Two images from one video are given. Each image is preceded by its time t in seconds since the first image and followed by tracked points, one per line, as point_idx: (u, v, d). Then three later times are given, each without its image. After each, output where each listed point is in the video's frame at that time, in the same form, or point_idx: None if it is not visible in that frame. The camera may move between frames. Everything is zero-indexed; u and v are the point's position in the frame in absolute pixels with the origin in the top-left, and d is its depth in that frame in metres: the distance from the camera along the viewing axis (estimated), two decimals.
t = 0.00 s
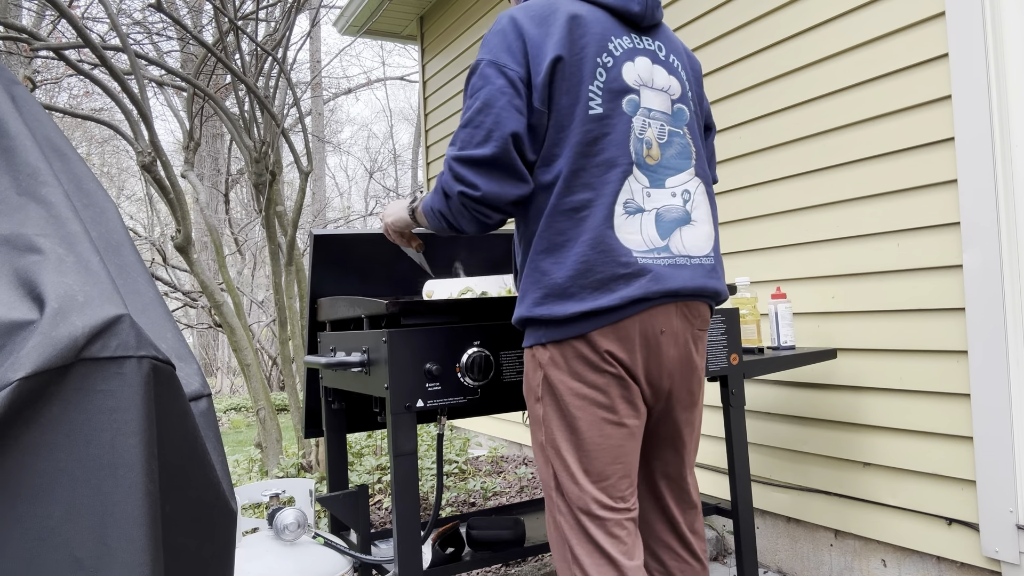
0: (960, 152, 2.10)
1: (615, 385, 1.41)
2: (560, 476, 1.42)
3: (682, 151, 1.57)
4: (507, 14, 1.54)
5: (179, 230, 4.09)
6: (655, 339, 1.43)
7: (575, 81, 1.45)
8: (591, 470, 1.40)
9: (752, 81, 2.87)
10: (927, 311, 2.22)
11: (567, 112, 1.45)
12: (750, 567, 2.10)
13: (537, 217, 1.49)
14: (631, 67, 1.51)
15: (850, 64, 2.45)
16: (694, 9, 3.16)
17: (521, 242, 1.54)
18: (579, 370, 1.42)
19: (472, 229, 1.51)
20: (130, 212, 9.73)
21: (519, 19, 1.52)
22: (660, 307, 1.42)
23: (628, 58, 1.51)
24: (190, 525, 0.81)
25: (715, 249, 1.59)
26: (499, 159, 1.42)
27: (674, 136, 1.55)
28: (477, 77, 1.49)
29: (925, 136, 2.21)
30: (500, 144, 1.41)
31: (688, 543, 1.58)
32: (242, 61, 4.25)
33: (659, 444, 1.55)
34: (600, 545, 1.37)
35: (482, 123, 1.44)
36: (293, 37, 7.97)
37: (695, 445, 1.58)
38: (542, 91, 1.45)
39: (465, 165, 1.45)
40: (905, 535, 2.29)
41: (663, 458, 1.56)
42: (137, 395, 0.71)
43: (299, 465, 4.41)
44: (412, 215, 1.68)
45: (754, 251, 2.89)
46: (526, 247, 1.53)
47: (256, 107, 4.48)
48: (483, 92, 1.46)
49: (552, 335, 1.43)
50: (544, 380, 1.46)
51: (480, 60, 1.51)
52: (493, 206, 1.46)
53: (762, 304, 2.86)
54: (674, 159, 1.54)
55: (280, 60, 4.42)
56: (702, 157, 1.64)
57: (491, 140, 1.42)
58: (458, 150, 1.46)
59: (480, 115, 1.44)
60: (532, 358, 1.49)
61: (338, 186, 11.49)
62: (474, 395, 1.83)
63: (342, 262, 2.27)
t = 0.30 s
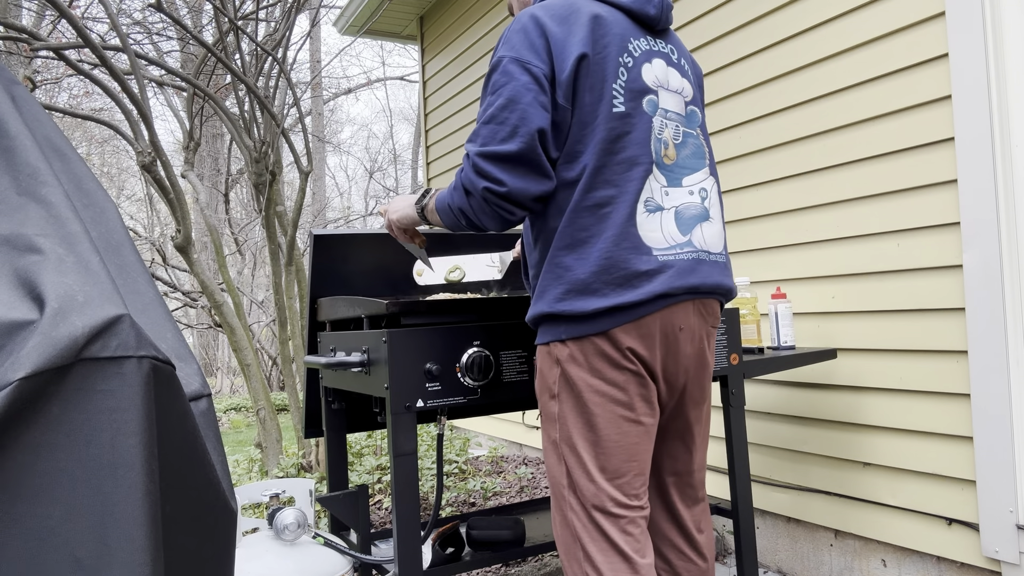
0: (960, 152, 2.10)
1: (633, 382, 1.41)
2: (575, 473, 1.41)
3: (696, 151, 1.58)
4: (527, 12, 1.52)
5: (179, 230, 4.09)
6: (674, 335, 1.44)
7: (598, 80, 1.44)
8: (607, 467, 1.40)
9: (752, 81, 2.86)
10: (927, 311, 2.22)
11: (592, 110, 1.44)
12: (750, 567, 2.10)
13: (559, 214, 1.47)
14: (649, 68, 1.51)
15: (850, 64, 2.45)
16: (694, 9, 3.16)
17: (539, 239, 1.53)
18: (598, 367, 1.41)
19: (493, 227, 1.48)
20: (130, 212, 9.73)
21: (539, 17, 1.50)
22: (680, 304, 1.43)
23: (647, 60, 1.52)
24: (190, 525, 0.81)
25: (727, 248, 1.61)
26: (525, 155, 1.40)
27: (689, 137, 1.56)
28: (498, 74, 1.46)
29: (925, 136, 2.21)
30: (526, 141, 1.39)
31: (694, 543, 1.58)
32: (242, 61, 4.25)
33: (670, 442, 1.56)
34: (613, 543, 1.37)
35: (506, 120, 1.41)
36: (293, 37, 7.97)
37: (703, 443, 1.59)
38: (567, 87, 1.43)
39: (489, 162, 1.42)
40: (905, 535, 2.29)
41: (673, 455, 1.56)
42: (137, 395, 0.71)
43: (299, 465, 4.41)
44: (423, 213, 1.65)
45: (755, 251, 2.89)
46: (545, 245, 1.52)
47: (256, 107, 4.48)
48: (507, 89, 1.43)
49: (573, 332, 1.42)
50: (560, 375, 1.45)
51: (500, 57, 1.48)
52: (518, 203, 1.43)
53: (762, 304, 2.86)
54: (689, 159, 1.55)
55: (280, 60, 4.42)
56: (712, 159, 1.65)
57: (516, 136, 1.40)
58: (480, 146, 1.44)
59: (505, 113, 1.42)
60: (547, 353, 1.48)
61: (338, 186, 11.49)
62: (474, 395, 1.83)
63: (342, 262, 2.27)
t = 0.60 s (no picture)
0: (960, 152, 2.10)
1: (636, 383, 1.41)
2: (574, 474, 1.41)
3: (700, 146, 1.58)
4: (530, 13, 1.52)
5: (179, 230, 4.09)
6: (679, 336, 1.44)
7: (602, 79, 1.44)
8: (606, 468, 1.40)
9: (752, 81, 2.86)
10: (928, 311, 2.22)
11: (598, 109, 1.44)
12: (750, 567, 2.10)
13: (565, 214, 1.47)
14: (652, 65, 1.51)
15: (850, 64, 2.45)
16: (693, 9, 3.16)
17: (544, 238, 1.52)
18: (601, 368, 1.41)
19: (505, 227, 1.45)
20: (130, 212, 9.73)
21: (541, 19, 1.50)
22: (687, 303, 1.43)
23: (649, 58, 1.52)
24: (190, 525, 0.81)
25: (732, 243, 1.61)
26: (542, 154, 1.39)
27: (693, 133, 1.56)
28: (505, 74, 1.45)
29: (925, 136, 2.21)
30: (542, 140, 1.38)
31: (698, 543, 1.57)
32: (242, 61, 4.25)
33: (675, 441, 1.56)
34: (610, 544, 1.37)
35: (519, 119, 1.40)
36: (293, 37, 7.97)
37: (710, 444, 1.59)
38: (572, 87, 1.43)
39: (506, 160, 1.40)
40: (905, 535, 2.29)
41: (678, 455, 1.56)
42: (137, 395, 0.71)
43: (299, 465, 4.41)
44: (425, 208, 1.64)
45: (755, 251, 2.89)
46: (551, 244, 1.51)
47: (256, 107, 4.47)
48: (516, 87, 1.42)
49: (579, 331, 1.41)
50: (563, 375, 1.45)
51: (505, 57, 1.47)
52: (534, 202, 1.42)
53: (762, 304, 2.86)
54: (694, 154, 1.55)
55: (280, 60, 4.42)
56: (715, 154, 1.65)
57: (532, 135, 1.39)
58: (494, 145, 1.42)
59: (518, 111, 1.41)
60: (551, 353, 1.48)
61: (338, 185, 11.48)
62: (474, 395, 1.83)
63: (342, 262, 2.26)
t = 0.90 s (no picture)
0: (960, 152, 2.10)
1: (631, 384, 1.41)
2: (571, 474, 1.41)
3: (699, 147, 1.58)
4: (528, 14, 1.52)
5: (179, 230, 4.09)
6: (675, 338, 1.44)
7: (599, 80, 1.45)
8: (603, 469, 1.40)
9: (752, 81, 2.86)
10: (928, 311, 2.22)
11: (594, 111, 1.44)
12: (750, 567, 2.10)
13: (562, 216, 1.47)
14: (649, 67, 1.51)
15: (850, 64, 2.45)
16: (693, 9, 3.16)
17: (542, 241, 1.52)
18: (596, 369, 1.41)
19: (506, 226, 1.45)
20: (130, 212, 9.73)
21: (538, 21, 1.50)
22: (682, 307, 1.43)
23: (646, 58, 1.51)
24: (190, 525, 0.81)
25: (731, 245, 1.61)
26: (542, 153, 1.39)
27: (691, 134, 1.56)
28: (504, 73, 1.45)
29: (925, 135, 2.21)
30: (543, 139, 1.38)
31: (694, 544, 1.57)
32: (242, 61, 4.25)
33: (672, 442, 1.56)
34: (608, 544, 1.37)
35: (519, 119, 1.40)
36: (293, 37, 7.97)
37: (706, 445, 1.59)
38: (570, 88, 1.43)
39: (506, 158, 1.40)
40: (905, 535, 2.29)
41: (674, 456, 1.56)
42: (137, 395, 0.71)
43: (299, 465, 4.42)
44: (425, 207, 1.64)
45: (755, 251, 2.89)
46: (546, 247, 1.52)
47: (256, 107, 4.47)
48: (516, 87, 1.42)
49: (573, 333, 1.42)
50: (558, 376, 1.45)
51: (504, 57, 1.47)
52: (534, 201, 1.42)
53: (762, 304, 2.86)
54: (692, 156, 1.55)
55: (280, 60, 4.42)
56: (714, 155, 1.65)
57: (533, 135, 1.39)
58: (495, 144, 1.42)
59: (519, 111, 1.40)
60: (547, 354, 1.48)
61: (338, 186, 11.49)
62: (474, 395, 1.83)
63: (343, 260, 2.26)
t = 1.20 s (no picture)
0: (960, 152, 2.10)
1: (631, 387, 1.41)
2: (564, 477, 1.41)
3: (701, 149, 1.58)
4: (531, 15, 1.53)
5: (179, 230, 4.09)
6: (679, 339, 1.44)
7: (601, 80, 1.44)
8: (597, 473, 1.40)
9: (752, 81, 2.86)
10: (928, 311, 2.22)
11: (597, 110, 1.44)
12: (750, 567, 2.10)
13: (564, 215, 1.47)
14: (652, 68, 1.51)
15: (850, 64, 2.45)
16: (693, 9, 3.16)
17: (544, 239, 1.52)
18: (596, 372, 1.41)
19: (508, 225, 1.45)
20: (130, 212, 9.73)
21: (541, 24, 1.50)
22: (685, 307, 1.43)
23: (649, 60, 1.51)
24: (191, 525, 0.81)
25: (733, 246, 1.61)
26: (544, 152, 1.39)
27: (693, 135, 1.56)
28: (506, 73, 1.45)
29: (925, 136, 2.21)
30: (544, 138, 1.38)
31: (699, 545, 1.57)
32: (242, 61, 4.25)
33: (676, 442, 1.56)
34: (598, 547, 1.38)
35: (521, 118, 1.41)
36: (293, 37, 7.97)
37: (712, 445, 1.59)
38: (571, 88, 1.43)
39: (507, 156, 1.40)
40: (905, 535, 2.29)
41: (679, 455, 1.57)
42: (137, 394, 0.71)
43: (299, 464, 4.42)
44: (429, 208, 1.64)
45: (755, 251, 2.89)
46: (549, 246, 1.51)
47: (256, 107, 4.47)
48: (518, 87, 1.42)
49: (576, 334, 1.41)
50: (557, 378, 1.44)
51: (507, 58, 1.48)
52: (535, 198, 1.41)
53: (762, 304, 2.86)
54: (694, 158, 1.55)
55: (280, 60, 4.42)
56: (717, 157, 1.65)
57: (534, 134, 1.39)
58: (497, 143, 1.42)
59: (521, 110, 1.41)
60: (547, 355, 1.47)
61: (338, 186, 11.49)
62: (474, 395, 1.83)
63: (344, 260, 2.26)
